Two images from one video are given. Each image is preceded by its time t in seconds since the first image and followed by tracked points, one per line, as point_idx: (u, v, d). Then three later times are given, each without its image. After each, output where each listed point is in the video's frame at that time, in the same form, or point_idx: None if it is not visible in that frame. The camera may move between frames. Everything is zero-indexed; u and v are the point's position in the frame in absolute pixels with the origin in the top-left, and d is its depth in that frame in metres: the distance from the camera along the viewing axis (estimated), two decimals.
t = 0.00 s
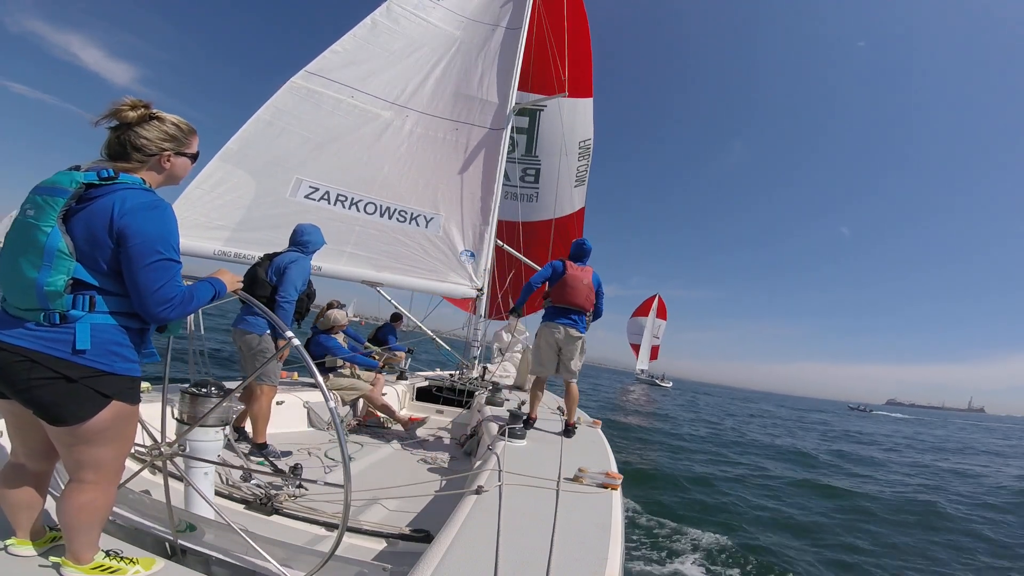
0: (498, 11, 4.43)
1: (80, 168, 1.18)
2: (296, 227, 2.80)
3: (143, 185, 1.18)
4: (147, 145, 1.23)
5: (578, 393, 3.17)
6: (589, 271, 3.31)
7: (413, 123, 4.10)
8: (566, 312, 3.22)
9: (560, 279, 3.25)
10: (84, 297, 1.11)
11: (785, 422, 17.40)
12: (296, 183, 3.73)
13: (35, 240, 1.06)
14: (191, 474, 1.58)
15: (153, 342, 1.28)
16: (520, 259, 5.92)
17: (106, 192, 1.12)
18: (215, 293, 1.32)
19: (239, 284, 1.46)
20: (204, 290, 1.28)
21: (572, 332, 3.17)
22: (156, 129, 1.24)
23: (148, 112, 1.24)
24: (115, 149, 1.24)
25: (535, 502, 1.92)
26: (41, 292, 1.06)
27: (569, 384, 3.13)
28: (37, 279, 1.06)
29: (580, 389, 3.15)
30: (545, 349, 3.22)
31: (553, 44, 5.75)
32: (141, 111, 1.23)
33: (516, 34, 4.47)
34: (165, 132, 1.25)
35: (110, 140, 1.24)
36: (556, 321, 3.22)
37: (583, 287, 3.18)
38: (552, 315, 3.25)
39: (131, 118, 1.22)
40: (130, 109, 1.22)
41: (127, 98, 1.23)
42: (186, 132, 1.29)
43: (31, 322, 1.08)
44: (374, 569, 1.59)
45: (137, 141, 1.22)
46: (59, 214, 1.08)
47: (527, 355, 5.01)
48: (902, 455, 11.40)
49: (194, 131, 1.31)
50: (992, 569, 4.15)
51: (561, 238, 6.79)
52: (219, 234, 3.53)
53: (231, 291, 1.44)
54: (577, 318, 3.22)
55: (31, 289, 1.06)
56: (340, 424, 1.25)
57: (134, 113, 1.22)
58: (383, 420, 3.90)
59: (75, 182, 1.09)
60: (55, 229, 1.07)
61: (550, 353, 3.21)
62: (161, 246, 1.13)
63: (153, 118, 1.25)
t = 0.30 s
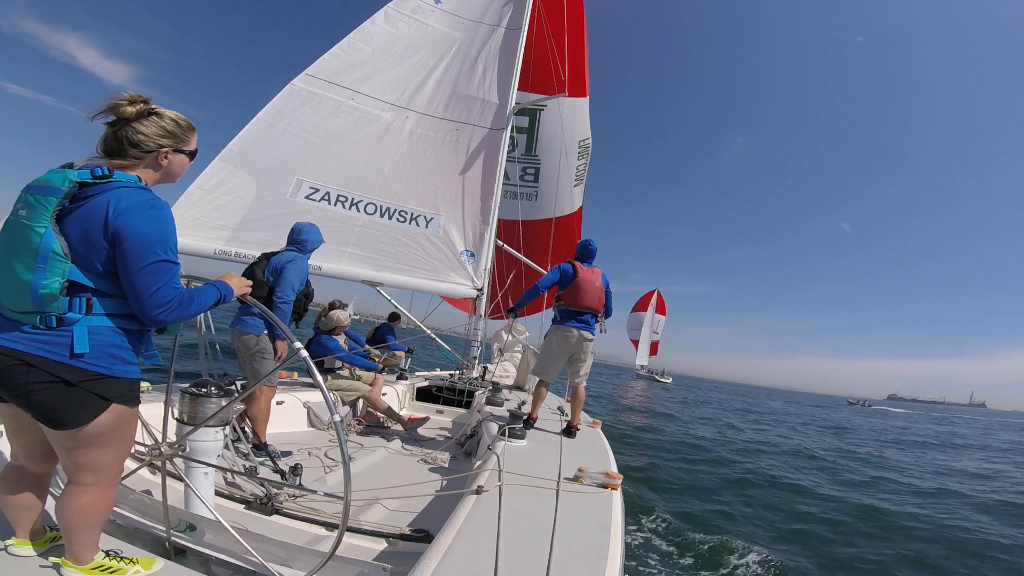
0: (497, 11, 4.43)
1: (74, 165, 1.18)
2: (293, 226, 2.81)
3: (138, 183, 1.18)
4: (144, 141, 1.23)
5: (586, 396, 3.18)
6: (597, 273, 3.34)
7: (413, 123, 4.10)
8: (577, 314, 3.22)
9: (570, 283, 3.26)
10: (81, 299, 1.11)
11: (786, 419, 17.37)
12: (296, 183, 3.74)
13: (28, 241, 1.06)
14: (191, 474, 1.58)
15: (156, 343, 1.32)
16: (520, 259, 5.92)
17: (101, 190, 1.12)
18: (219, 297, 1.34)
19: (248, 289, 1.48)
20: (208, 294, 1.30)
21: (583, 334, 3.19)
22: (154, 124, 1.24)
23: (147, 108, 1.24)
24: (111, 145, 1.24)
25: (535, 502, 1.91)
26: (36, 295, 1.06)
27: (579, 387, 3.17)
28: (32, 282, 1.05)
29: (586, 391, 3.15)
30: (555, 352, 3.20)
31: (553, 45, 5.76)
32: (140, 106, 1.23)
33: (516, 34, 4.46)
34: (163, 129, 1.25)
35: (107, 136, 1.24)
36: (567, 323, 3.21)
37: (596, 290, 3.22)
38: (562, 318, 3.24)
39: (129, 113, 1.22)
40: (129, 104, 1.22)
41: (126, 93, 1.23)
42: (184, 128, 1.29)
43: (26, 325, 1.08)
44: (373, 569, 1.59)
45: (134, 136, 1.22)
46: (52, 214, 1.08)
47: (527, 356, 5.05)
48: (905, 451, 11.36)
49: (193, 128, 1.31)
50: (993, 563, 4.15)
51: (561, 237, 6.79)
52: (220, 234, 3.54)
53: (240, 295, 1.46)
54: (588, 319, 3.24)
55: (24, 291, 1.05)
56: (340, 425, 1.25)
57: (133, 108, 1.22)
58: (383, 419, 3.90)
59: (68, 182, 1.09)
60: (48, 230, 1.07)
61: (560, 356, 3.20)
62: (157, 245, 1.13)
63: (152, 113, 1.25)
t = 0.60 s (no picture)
0: (497, 11, 4.42)
1: (71, 162, 1.17)
2: (291, 225, 2.81)
3: (133, 181, 1.18)
4: (142, 138, 1.23)
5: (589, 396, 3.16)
6: (602, 273, 3.34)
7: (413, 124, 4.10)
8: (582, 316, 3.21)
9: (576, 285, 3.23)
10: (78, 301, 1.11)
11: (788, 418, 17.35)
12: (297, 183, 3.74)
13: (23, 242, 1.06)
14: (191, 474, 1.58)
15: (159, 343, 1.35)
16: (520, 259, 5.91)
17: (94, 189, 1.12)
18: (224, 299, 1.34)
19: (254, 293, 1.48)
20: (212, 296, 1.30)
21: (590, 336, 3.19)
22: (152, 121, 1.24)
23: (146, 104, 1.24)
24: (109, 141, 1.23)
25: (536, 501, 1.91)
26: (33, 297, 1.05)
27: (580, 386, 3.17)
28: (28, 284, 1.05)
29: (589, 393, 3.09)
30: (562, 354, 3.21)
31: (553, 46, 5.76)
32: (139, 102, 1.24)
33: (516, 34, 4.45)
34: (162, 125, 1.25)
35: (104, 132, 1.24)
36: (573, 325, 3.19)
37: (602, 292, 3.22)
38: (568, 320, 3.22)
39: (128, 109, 1.22)
40: (128, 100, 1.22)
41: (125, 88, 1.24)
42: (183, 125, 1.29)
43: (24, 327, 1.08)
44: (373, 569, 1.59)
45: (132, 133, 1.22)
46: (46, 214, 1.08)
47: (527, 356, 5.04)
48: (907, 449, 11.33)
49: (192, 125, 1.31)
50: (995, 562, 4.14)
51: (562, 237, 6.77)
52: (221, 233, 3.54)
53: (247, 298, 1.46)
54: (593, 322, 3.23)
55: (20, 293, 1.05)
56: (340, 426, 1.25)
57: (132, 104, 1.22)
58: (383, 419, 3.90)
59: (61, 180, 1.09)
60: (43, 230, 1.06)
61: (567, 359, 3.21)
62: (153, 243, 1.12)
63: (151, 109, 1.25)
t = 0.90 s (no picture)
0: (497, 11, 4.43)
1: (75, 162, 1.17)
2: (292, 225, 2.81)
3: (137, 180, 1.18)
4: (145, 136, 1.23)
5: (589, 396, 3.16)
6: (605, 274, 3.34)
7: (413, 123, 4.10)
8: (586, 318, 3.21)
9: (580, 287, 3.22)
10: (83, 302, 1.11)
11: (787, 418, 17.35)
12: (297, 182, 3.74)
13: (27, 243, 1.06)
14: (190, 474, 1.58)
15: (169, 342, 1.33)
16: (520, 259, 5.91)
17: (98, 189, 1.11)
18: (228, 297, 1.35)
19: (255, 292, 1.49)
20: (217, 294, 1.31)
21: (593, 338, 3.20)
22: (156, 119, 1.24)
23: (149, 102, 1.24)
24: (113, 140, 1.23)
25: (536, 502, 1.91)
26: (37, 298, 1.05)
27: (580, 386, 3.17)
28: (31, 285, 1.05)
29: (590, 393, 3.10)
30: (563, 355, 3.21)
31: (553, 46, 5.75)
32: (142, 100, 1.23)
33: (516, 34, 4.46)
34: (165, 123, 1.25)
35: (108, 130, 1.24)
36: (577, 327, 3.20)
37: (606, 294, 3.22)
38: (572, 322, 3.22)
39: (131, 106, 1.22)
40: (131, 98, 1.22)
41: (128, 86, 1.23)
42: (187, 124, 1.29)
43: (28, 329, 1.08)
44: (373, 569, 1.59)
45: (135, 131, 1.22)
46: (50, 214, 1.08)
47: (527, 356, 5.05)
48: (907, 450, 11.33)
49: (196, 124, 1.31)
50: (994, 562, 4.14)
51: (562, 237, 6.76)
52: (221, 233, 3.54)
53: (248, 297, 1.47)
54: (596, 323, 3.24)
55: (24, 294, 1.05)
56: (340, 425, 1.25)
57: (135, 102, 1.22)
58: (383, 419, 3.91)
59: (64, 180, 1.08)
60: (47, 230, 1.06)
61: (568, 359, 3.21)
62: (161, 242, 1.12)
63: (155, 107, 1.25)
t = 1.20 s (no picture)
0: (497, 11, 4.43)
1: (83, 164, 1.17)
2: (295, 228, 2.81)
3: (146, 181, 1.18)
4: (154, 138, 1.23)
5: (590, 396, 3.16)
6: (606, 275, 3.34)
7: (413, 123, 4.10)
8: (587, 319, 3.21)
9: (582, 287, 3.22)
10: (90, 302, 1.11)
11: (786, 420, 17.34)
12: (297, 183, 3.74)
13: (36, 245, 1.07)
14: (190, 474, 1.58)
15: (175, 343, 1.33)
16: (520, 259, 5.91)
17: (107, 191, 1.11)
18: (230, 294, 1.35)
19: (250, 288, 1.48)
20: (221, 291, 1.31)
21: (594, 339, 3.20)
22: (164, 121, 1.24)
23: (158, 104, 1.24)
24: (121, 142, 1.23)
25: (536, 502, 1.91)
26: (45, 299, 1.06)
27: (581, 386, 3.17)
28: (39, 286, 1.06)
29: (590, 393, 3.11)
30: (564, 356, 3.22)
31: (553, 46, 5.74)
32: (151, 102, 1.24)
33: (516, 34, 4.46)
34: (173, 126, 1.25)
35: (117, 132, 1.24)
36: (579, 328, 3.19)
37: (607, 295, 3.22)
38: (573, 323, 3.22)
39: (141, 109, 1.22)
40: (140, 100, 1.22)
41: (137, 89, 1.24)
42: (195, 126, 1.29)
43: (37, 329, 1.09)
44: (373, 569, 1.60)
45: (144, 133, 1.22)
46: (59, 217, 1.08)
47: (527, 356, 5.05)
48: (907, 453, 11.30)
49: (204, 127, 1.32)
50: (994, 564, 4.14)
51: (561, 238, 6.76)
52: (221, 233, 3.54)
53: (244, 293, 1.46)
54: (597, 324, 3.24)
55: (33, 295, 1.06)
56: (340, 425, 1.25)
57: (144, 104, 1.22)
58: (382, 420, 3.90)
59: (73, 181, 1.09)
60: (55, 232, 1.07)
61: (568, 360, 3.21)
62: (171, 242, 1.13)
63: (163, 110, 1.25)
